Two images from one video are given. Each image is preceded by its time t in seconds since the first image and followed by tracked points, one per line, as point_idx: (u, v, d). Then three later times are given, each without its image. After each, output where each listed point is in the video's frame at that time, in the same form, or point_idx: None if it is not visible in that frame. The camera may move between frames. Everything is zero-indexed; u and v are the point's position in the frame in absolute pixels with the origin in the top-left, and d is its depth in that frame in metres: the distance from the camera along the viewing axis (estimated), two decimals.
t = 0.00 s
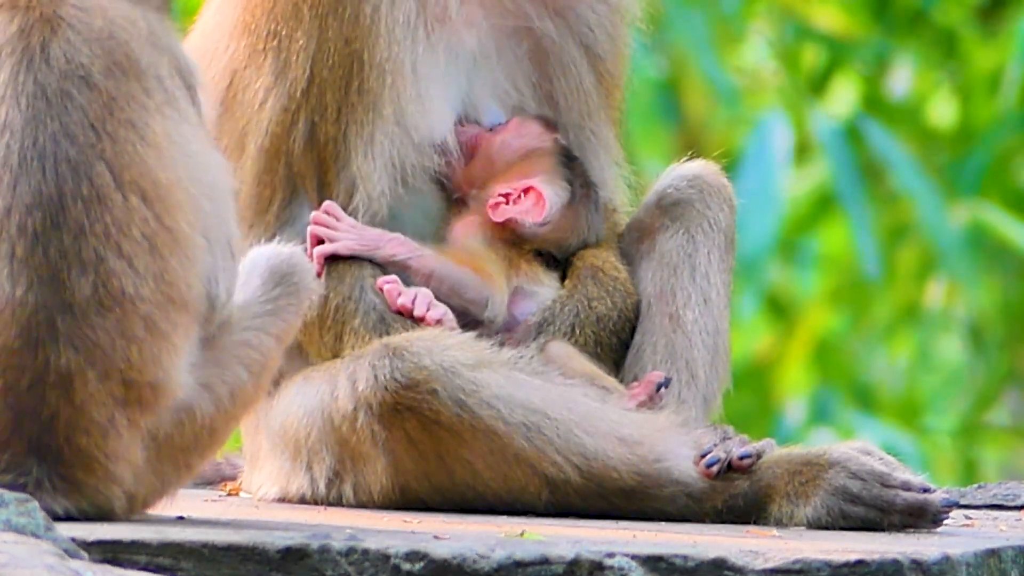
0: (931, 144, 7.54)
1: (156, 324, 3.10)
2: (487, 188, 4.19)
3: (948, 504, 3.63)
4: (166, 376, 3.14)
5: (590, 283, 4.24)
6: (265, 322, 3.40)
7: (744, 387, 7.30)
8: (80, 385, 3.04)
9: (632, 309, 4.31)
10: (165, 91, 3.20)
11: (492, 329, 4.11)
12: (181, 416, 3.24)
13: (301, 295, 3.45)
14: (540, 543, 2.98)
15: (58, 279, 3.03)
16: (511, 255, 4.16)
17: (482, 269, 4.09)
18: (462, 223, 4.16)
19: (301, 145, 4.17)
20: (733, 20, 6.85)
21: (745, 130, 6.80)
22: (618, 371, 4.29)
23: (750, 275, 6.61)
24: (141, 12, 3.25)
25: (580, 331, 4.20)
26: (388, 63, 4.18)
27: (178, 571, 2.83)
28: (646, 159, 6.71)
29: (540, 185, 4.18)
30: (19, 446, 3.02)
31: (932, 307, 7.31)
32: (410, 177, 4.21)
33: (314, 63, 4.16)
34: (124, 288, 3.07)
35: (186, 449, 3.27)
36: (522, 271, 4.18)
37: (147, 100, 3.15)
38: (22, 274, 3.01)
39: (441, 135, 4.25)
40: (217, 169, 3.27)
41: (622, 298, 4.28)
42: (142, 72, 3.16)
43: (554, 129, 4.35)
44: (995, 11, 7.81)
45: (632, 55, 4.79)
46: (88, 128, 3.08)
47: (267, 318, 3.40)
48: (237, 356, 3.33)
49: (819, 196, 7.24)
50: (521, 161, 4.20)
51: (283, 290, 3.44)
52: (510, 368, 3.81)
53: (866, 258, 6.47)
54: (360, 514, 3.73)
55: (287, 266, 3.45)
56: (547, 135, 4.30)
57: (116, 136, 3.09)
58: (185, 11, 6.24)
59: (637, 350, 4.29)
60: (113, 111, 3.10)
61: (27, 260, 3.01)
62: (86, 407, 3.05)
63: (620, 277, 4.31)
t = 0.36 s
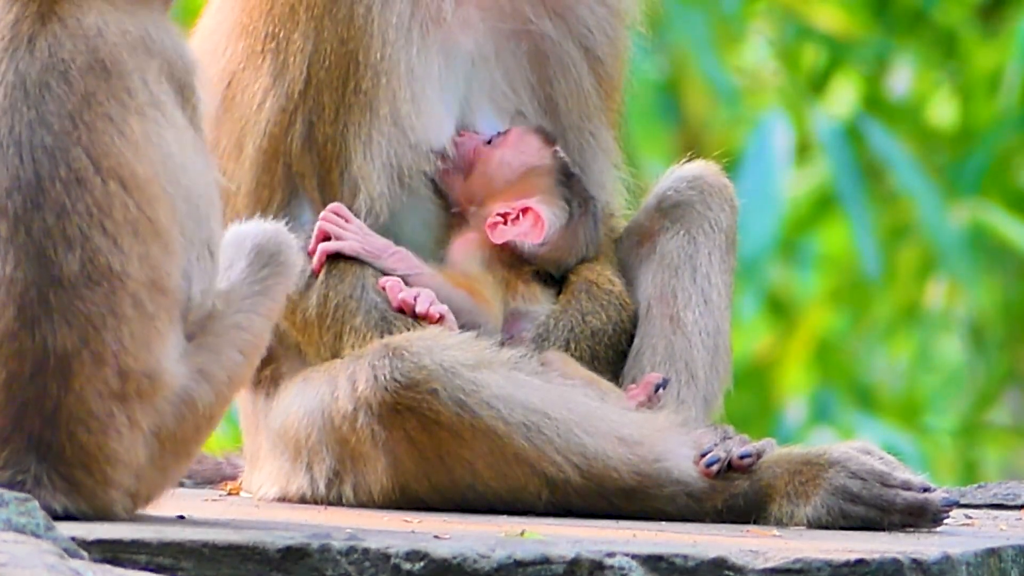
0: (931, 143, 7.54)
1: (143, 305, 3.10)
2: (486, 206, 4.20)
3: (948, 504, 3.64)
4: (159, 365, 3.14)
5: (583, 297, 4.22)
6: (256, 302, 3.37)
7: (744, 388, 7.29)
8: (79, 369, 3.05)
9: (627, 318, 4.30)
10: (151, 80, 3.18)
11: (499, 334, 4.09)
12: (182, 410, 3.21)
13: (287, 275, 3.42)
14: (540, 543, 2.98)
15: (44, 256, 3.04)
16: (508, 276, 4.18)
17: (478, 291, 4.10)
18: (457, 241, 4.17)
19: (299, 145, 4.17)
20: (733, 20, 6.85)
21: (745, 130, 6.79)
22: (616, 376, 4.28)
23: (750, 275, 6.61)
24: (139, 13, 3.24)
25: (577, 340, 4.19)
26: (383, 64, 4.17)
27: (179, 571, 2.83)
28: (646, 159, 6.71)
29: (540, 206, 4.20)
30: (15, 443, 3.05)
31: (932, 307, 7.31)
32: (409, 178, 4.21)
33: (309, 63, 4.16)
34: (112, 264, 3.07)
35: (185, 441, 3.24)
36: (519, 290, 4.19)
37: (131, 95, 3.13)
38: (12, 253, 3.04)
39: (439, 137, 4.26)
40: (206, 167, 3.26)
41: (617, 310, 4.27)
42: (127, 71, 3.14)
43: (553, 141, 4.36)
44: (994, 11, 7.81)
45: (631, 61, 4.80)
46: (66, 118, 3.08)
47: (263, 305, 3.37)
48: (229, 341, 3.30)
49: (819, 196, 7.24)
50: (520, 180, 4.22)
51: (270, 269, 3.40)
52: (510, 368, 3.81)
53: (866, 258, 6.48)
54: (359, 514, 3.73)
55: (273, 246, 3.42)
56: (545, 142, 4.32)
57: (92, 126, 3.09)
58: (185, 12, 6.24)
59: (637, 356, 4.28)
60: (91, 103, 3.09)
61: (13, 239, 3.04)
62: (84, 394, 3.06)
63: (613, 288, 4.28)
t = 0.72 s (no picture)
0: (932, 143, 7.54)
1: (145, 281, 3.11)
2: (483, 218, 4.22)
3: (948, 504, 3.63)
4: (165, 346, 3.15)
5: (580, 304, 4.25)
6: (247, 285, 3.38)
7: (744, 387, 7.28)
8: (83, 356, 3.05)
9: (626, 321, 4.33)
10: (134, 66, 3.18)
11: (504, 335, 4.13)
12: (184, 398, 3.23)
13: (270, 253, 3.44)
14: (540, 543, 2.98)
15: (42, 238, 3.03)
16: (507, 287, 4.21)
17: (481, 303, 4.13)
18: (458, 249, 4.20)
19: (298, 148, 4.16)
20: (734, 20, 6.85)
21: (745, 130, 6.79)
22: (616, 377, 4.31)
23: (750, 275, 6.60)
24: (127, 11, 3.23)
25: (576, 344, 4.22)
26: (381, 68, 4.17)
27: (179, 571, 2.83)
28: (646, 159, 6.71)
29: (535, 216, 4.22)
30: (16, 430, 3.04)
31: (932, 306, 7.31)
32: (410, 180, 4.21)
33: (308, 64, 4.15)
34: (110, 240, 3.07)
35: (187, 428, 3.27)
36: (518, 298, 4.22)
37: (112, 79, 3.13)
38: (9, 236, 3.03)
39: (440, 139, 4.26)
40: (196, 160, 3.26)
41: (614, 315, 4.29)
42: (109, 55, 3.14)
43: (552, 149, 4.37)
44: (995, 11, 7.81)
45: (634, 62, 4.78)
46: (52, 100, 3.08)
47: (253, 287, 3.39)
48: (223, 325, 3.31)
49: (819, 196, 7.23)
50: (517, 190, 4.24)
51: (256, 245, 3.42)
52: (510, 368, 3.81)
53: (866, 257, 6.47)
54: (359, 514, 3.73)
55: (260, 229, 3.43)
56: (543, 149, 4.33)
57: (80, 105, 3.09)
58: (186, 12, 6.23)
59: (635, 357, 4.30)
60: (75, 85, 3.10)
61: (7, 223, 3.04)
62: (88, 383, 3.06)
63: (609, 293, 4.31)
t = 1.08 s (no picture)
0: (932, 143, 7.53)
1: (132, 255, 3.13)
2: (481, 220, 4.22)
3: (949, 504, 3.62)
4: (162, 320, 3.18)
5: (579, 307, 4.26)
6: (219, 258, 3.46)
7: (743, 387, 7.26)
8: (77, 335, 3.07)
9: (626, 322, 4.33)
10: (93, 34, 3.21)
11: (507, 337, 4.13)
12: (181, 378, 3.26)
13: (237, 225, 3.54)
14: (541, 543, 2.98)
15: (20, 219, 3.04)
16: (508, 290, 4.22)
17: (483, 308, 4.13)
18: (458, 254, 4.20)
19: (298, 151, 4.15)
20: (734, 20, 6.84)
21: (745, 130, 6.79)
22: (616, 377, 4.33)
23: (750, 275, 6.60)
24: None
25: (576, 346, 4.24)
26: (381, 70, 4.17)
27: (179, 571, 2.83)
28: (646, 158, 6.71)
29: (534, 219, 4.20)
30: (16, 407, 3.06)
31: (932, 307, 7.30)
32: (409, 180, 4.23)
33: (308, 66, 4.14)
34: (91, 216, 3.09)
35: (184, 413, 3.30)
36: (519, 302, 4.23)
37: (76, 57, 3.14)
38: None
39: (440, 142, 4.27)
40: (173, 132, 3.31)
41: (614, 317, 4.30)
42: (71, 32, 3.16)
43: (551, 153, 4.35)
44: (995, 11, 7.80)
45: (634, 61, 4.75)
46: (11, 86, 3.08)
47: (227, 260, 3.47)
48: (203, 297, 3.37)
49: (819, 196, 7.23)
50: (515, 192, 4.24)
51: (224, 222, 3.52)
52: (510, 368, 3.81)
53: (866, 258, 6.47)
54: (359, 514, 3.73)
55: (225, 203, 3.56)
56: (542, 153, 4.30)
57: (43, 87, 3.10)
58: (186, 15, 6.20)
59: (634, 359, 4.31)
60: (37, 68, 3.10)
61: None
62: (82, 358, 3.08)
63: (609, 295, 4.31)
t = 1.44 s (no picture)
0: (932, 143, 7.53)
1: (124, 247, 3.15)
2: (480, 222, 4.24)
3: (949, 503, 3.62)
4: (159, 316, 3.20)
5: (579, 308, 4.26)
6: (223, 257, 3.46)
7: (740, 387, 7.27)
8: (73, 328, 3.09)
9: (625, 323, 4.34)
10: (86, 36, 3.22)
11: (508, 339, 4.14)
12: (182, 377, 3.26)
13: (244, 226, 3.54)
14: (541, 543, 2.98)
15: (12, 212, 3.07)
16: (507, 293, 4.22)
17: (485, 312, 4.13)
18: (459, 257, 4.21)
19: (298, 152, 4.15)
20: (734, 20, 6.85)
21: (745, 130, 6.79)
22: (616, 377, 4.33)
23: (750, 275, 6.60)
24: None
25: (578, 345, 4.24)
26: (381, 71, 4.17)
27: (179, 571, 2.84)
28: (646, 157, 6.72)
29: (531, 221, 4.21)
30: (11, 404, 3.07)
31: (932, 307, 7.30)
32: (407, 178, 4.23)
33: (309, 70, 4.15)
34: (82, 208, 3.12)
35: (186, 413, 3.29)
36: (518, 304, 4.23)
37: (65, 57, 3.16)
38: None
39: (440, 143, 4.27)
40: (167, 126, 3.33)
41: (613, 318, 4.30)
42: (61, 32, 3.18)
43: (550, 155, 4.34)
44: (995, 12, 7.80)
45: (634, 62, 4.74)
46: None
47: (229, 259, 3.47)
48: (210, 295, 3.37)
49: (819, 196, 7.23)
50: (513, 193, 4.24)
51: (228, 222, 3.52)
52: (510, 368, 3.81)
53: (866, 258, 6.47)
54: (358, 514, 3.73)
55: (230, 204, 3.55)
56: (541, 155, 4.29)
57: (32, 86, 3.12)
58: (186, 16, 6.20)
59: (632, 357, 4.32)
60: (25, 68, 3.12)
61: None
62: (79, 351, 3.10)
63: (607, 296, 4.32)
